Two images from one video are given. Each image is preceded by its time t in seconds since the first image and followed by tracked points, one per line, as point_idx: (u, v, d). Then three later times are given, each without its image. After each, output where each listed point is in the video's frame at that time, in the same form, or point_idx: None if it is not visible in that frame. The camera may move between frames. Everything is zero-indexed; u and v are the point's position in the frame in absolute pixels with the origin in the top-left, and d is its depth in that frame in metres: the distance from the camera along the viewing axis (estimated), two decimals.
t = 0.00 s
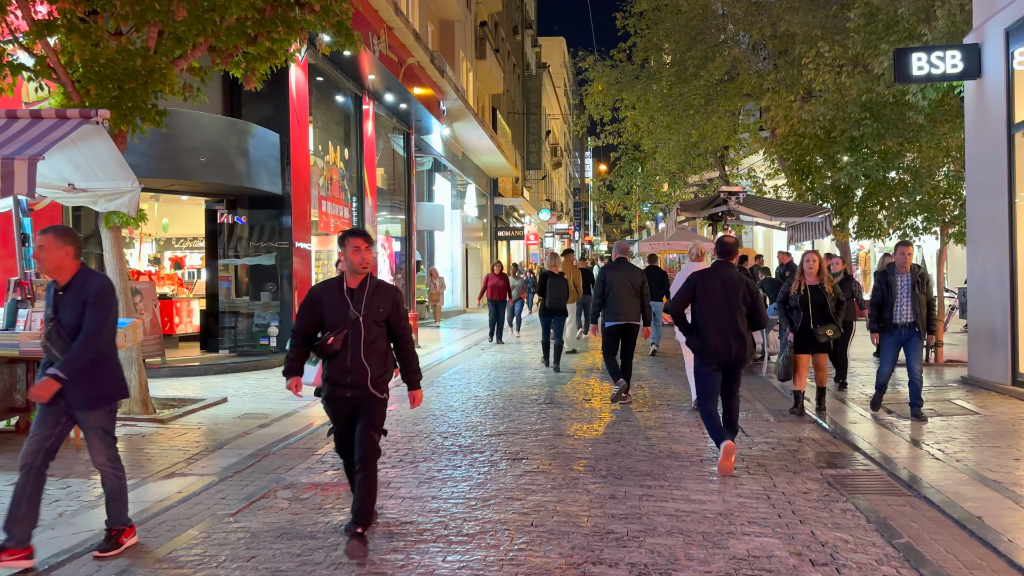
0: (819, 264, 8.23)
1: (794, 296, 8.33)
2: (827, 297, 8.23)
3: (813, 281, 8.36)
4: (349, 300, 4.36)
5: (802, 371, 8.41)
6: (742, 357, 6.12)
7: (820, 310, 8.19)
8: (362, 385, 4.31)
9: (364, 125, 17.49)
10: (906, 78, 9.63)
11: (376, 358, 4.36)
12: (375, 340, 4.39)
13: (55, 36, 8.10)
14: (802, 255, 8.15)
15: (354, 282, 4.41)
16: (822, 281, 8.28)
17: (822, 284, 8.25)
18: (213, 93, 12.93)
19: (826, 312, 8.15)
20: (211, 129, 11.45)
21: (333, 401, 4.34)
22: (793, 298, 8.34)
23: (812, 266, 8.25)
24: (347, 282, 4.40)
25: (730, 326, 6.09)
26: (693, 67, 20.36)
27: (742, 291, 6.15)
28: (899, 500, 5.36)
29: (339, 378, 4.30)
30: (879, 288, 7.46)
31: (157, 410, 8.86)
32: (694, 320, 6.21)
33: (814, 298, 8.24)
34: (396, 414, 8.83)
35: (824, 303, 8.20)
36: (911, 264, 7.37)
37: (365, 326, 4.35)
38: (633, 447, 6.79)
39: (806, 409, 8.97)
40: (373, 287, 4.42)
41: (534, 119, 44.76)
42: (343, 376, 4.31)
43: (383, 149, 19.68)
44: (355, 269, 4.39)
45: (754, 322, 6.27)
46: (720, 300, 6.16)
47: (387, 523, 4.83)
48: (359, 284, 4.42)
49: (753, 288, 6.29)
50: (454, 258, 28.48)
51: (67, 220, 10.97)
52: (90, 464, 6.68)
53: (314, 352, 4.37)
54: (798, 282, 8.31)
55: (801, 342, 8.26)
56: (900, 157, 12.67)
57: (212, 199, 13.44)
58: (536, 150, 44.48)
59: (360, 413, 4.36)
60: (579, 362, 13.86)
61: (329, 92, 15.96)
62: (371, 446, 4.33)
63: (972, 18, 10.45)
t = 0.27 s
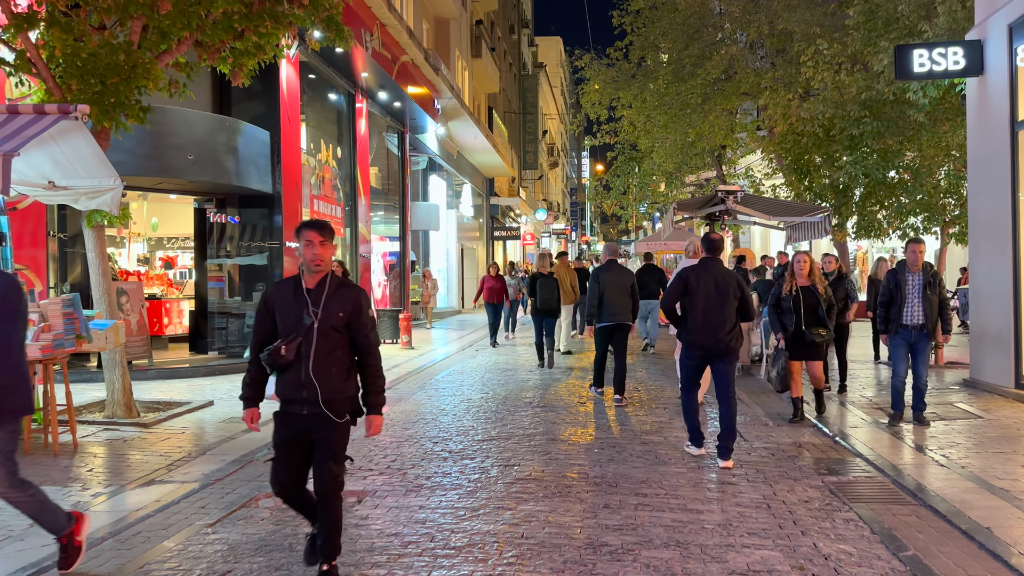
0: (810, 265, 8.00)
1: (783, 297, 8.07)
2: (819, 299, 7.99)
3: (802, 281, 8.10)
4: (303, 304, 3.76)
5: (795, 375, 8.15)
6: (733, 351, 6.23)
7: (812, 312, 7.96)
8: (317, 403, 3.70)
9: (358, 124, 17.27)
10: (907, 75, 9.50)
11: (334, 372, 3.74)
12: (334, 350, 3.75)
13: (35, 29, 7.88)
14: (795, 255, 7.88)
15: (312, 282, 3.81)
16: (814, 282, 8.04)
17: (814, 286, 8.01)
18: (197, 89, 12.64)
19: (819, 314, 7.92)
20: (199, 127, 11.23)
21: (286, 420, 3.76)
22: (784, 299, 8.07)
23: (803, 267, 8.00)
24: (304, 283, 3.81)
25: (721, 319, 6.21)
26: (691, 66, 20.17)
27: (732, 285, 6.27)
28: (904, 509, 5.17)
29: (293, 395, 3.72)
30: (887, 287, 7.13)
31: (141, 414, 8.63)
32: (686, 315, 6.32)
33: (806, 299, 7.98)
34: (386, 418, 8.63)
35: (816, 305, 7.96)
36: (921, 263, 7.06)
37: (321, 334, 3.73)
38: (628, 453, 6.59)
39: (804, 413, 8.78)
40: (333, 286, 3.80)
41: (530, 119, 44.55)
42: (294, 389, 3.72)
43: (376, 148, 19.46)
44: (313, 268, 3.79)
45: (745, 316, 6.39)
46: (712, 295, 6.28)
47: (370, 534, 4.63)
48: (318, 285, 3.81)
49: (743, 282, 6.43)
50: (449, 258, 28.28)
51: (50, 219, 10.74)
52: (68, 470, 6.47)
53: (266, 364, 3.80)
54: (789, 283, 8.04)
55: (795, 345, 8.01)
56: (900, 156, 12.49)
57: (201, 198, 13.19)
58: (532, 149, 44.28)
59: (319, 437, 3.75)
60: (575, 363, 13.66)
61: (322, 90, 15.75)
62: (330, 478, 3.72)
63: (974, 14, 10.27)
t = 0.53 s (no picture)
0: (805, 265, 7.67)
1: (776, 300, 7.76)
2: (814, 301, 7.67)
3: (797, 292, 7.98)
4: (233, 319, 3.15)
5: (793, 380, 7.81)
6: (716, 354, 6.43)
7: (807, 314, 7.64)
8: (259, 435, 3.10)
9: (351, 122, 17.06)
10: (910, 72, 9.25)
11: (274, 395, 3.13)
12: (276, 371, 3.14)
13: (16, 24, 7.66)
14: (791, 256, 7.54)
15: (243, 292, 3.21)
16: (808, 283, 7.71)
17: (810, 288, 7.68)
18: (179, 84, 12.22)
19: (815, 317, 7.60)
20: (188, 125, 11.03)
21: (220, 457, 3.12)
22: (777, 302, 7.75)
23: (797, 268, 7.66)
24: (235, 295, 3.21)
25: (704, 324, 6.41)
26: (689, 65, 19.99)
27: (714, 291, 6.47)
28: (912, 521, 4.97)
29: (228, 426, 3.11)
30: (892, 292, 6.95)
31: (126, 419, 8.41)
32: (670, 320, 6.51)
33: (801, 302, 7.66)
34: (377, 423, 8.41)
35: (812, 307, 7.63)
36: (926, 267, 6.91)
37: (256, 351, 3.12)
38: (624, 460, 6.39)
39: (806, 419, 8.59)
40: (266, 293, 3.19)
41: (527, 119, 44.35)
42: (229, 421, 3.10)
43: (371, 147, 19.26)
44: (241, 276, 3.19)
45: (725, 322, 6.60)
46: (695, 302, 6.48)
47: (355, 549, 4.42)
48: (249, 294, 3.19)
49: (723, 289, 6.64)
50: (446, 258, 28.08)
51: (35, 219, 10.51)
52: (46, 479, 6.25)
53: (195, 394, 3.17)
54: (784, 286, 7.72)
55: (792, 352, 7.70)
56: (901, 155, 12.31)
57: (191, 198, 12.90)
58: (529, 149, 44.09)
59: (261, 473, 3.12)
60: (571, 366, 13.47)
61: (315, 88, 15.54)
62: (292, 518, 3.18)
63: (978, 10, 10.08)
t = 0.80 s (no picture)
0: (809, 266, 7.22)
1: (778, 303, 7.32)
2: (816, 305, 7.21)
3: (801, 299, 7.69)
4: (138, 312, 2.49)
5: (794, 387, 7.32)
6: (707, 345, 6.57)
7: (809, 319, 7.17)
8: (161, 457, 2.46)
9: (348, 118, 16.84)
10: (918, 65, 9.01)
11: (183, 409, 2.47)
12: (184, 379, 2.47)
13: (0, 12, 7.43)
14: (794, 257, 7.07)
15: (152, 276, 2.55)
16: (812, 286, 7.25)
17: (813, 291, 7.23)
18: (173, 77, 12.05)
19: (818, 321, 7.13)
20: (180, 119, 10.81)
21: (120, 482, 2.49)
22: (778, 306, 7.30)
23: (800, 269, 7.21)
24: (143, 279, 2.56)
25: (696, 315, 6.53)
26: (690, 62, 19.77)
27: (707, 282, 6.59)
28: (931, 527, 4.76)
29: (126, 444, 2.48)
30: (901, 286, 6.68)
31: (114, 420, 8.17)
32: (663, 311, 6.61)
33: (802, 306, 7.21)
34: (373, 424, 8.18)
35: (815, 311, 7.17)
36: (935, 260, 6.66)
37: (165, 350, 2.45)
38: (628, 462, 6.17)
39: (814, 421, 8.35)
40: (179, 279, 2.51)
41: (526, 118, 44.13)
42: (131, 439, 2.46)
43: (368, 144, 19.04)
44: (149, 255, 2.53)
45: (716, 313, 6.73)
46: (688, 292, 6.60)
47: (346, 557, 4.20)
48: (159, 280, 2.53)
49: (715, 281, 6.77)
50: (444, 258, 27.86)
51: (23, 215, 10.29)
52: (28, 482, 6.03)
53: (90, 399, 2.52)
54: (785, 288, 7.26)
55: (791, 358, 7.23)
56: (907, 151, 12.10)
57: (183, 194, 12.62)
58: (528, 148, 43.89)
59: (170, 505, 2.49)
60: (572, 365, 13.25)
61: (311, 83, 15.32)
62: (195, 571, 2.52)
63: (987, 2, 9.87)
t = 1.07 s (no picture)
0: (816, 265, 6.70)
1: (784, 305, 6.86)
2: (821, 307, 6.66)
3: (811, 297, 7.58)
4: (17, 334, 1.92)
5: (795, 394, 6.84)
6: (700, 350, 6.71)
7: (811, 322, 6.67)
8: (35, 526, 1.87)
9: (346, 117, 16.64)
10: (928, 61, 8.80)
11: (70, 463, 1.91)
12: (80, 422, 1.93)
13: None
14: (797, 254, 6.58)
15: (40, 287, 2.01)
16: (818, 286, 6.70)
17: (817, 291, 6.69)
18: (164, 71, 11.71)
19: (820, 324, 6.60)
20: (174, 116, 10.60)
21: None
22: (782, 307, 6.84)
23: (805, 268, 6.72)
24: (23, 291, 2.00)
25: (691, 320, 6.66)
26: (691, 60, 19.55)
27: (702, 289, 6.72)
28: (951, 540, 4.56)
29: None
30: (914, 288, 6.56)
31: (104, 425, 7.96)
32: (658, 316, 6.72)
33: (805, 307, 6.70)
34: (369, 429, 7.97)
35: (818, 313, 6.65)
36: (950, 259, 6.50)
37: (51, 383, 1.91)
38: (635, 470, 5.96)
39: (822, 426, 8.16)
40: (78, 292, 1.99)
41: (525, 118, 43.92)
42: None
43: (366, 143, 18.82)
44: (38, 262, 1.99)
45: (708, 318, 6.87)
46: (683, 298, 6.72)
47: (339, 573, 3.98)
48: (44, 295, 1.99)
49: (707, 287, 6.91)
50: (443, 258, 27.66)
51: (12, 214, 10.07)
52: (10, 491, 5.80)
53: None
54: (788, 289, 6.79)
55: (790, 364, 6.73)
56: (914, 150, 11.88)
57: (178, 193, 12.32)
58: (527, 149, 43.69)
59: None
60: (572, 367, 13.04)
61: (308, 81, 15.11)
62: None
63: None
